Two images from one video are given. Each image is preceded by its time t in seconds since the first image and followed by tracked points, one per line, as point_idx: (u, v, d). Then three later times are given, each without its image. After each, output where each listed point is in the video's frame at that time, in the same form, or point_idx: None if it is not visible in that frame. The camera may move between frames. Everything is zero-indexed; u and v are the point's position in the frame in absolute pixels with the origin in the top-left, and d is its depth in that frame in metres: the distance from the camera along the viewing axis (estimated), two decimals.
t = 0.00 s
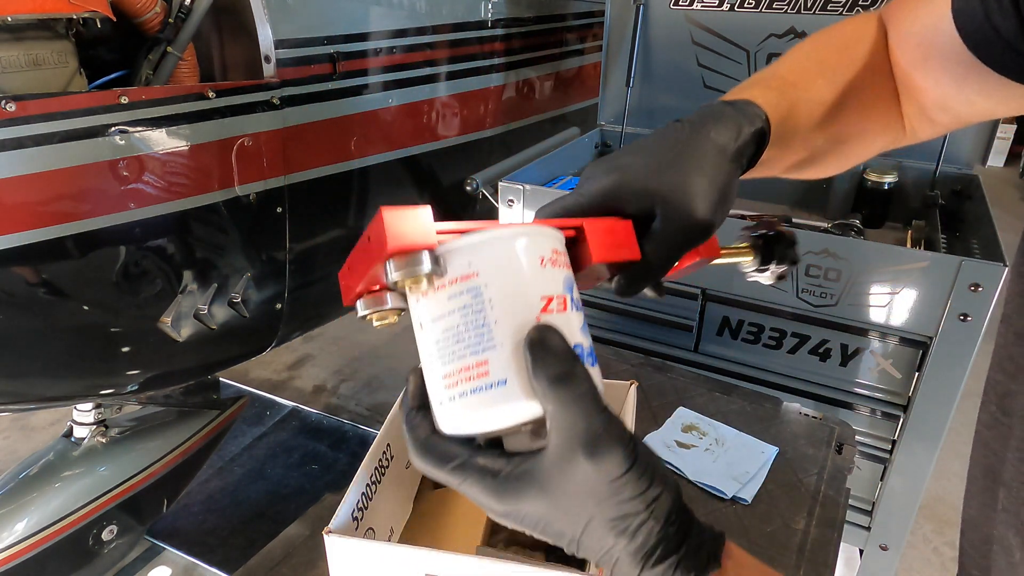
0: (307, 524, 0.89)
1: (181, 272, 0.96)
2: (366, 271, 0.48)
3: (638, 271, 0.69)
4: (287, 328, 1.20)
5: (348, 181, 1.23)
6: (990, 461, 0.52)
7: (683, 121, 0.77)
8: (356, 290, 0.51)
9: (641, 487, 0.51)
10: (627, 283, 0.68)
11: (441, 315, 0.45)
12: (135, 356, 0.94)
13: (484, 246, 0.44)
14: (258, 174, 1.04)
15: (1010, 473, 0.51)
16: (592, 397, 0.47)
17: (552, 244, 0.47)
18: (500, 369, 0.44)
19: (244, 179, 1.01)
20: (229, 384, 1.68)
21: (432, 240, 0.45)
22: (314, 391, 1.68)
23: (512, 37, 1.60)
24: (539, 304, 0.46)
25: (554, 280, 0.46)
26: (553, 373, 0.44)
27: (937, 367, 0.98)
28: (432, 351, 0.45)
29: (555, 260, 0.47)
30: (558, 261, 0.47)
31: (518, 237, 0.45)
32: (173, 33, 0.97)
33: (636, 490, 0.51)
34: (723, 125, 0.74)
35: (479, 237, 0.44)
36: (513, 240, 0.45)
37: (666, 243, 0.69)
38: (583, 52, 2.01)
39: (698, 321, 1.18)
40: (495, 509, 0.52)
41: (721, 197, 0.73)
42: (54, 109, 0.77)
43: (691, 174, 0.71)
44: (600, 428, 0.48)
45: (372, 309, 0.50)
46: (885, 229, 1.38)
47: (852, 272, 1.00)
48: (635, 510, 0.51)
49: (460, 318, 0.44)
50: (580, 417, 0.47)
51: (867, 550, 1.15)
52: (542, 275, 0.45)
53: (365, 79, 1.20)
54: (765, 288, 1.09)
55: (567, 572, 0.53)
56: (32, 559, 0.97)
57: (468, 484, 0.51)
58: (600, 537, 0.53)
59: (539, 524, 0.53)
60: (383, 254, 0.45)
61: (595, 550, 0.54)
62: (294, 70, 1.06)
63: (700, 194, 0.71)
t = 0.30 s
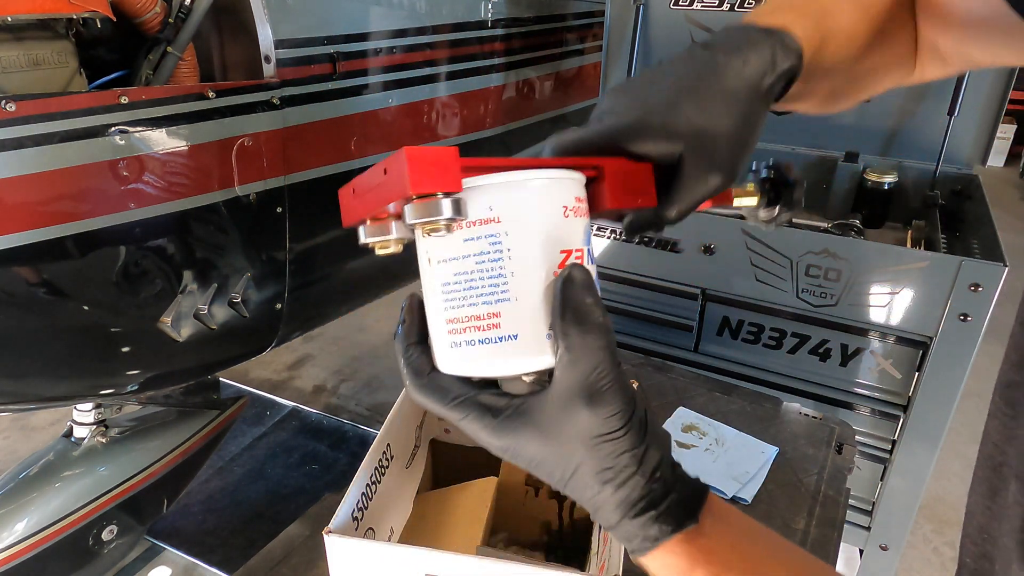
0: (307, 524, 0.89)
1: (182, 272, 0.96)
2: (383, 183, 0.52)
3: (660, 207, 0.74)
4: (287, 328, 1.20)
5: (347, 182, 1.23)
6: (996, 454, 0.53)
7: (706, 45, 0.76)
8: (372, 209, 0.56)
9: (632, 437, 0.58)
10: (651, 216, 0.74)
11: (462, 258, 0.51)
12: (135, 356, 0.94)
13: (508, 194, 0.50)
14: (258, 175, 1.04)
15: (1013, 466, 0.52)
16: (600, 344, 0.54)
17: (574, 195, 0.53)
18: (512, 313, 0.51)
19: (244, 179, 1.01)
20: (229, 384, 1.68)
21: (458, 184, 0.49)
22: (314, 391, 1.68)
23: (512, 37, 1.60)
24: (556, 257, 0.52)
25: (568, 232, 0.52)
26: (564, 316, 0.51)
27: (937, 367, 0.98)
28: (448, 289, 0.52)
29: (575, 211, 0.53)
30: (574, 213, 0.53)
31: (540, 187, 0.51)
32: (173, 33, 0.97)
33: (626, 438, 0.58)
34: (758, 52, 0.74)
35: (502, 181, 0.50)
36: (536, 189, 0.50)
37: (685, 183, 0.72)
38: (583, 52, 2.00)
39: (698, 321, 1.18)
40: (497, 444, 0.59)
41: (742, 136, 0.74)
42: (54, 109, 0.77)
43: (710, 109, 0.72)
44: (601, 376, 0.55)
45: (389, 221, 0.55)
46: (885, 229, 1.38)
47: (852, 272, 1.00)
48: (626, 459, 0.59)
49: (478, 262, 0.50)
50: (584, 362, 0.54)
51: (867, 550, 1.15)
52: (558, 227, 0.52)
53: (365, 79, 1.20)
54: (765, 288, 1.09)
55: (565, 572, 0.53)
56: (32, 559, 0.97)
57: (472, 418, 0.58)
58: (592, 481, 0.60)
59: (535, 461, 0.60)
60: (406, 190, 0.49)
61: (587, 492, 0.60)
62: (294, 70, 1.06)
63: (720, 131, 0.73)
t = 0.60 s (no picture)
0: (307, 524, 0.89)
1: (181, 272, 0.96)
2: (370, 143, 0.45)
3: (684, 120, 0.73)
4: (287, 327, 1.20)
5: (348, 182, 1.23)
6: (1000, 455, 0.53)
7: None
8: (354, 157, 0.47)
9: (620, 384, 0.55)
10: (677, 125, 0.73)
11: (452, 213, 0.46)
12: (135, 357, 0.94)
13: (500, 149, 0.45)
14: (258, 174, 1.04)
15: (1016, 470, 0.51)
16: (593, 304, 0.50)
17: (574, 143, 0.48)
18: (503, 275, 0.48)
19: (244, 179, 1.01)
20: (229, 384, 1.68)
21: (454, 152, 0.44)
22: (314, 391, 1.68)
23: (513, 37, 1.59)
24: (550, 215, 0.48)
25: (568, 184, 0.48)
26: (559, 279, 0.48)
27: (937, 367, 0.98)
28: (441, 247, 0.48)
29: (574, 161, 0.48)
30: (576, 164, 0.48)
31: (535, 138, 0.45)
32: (173, 32, 0.97)
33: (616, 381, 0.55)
34: None
35: (496, 137, 0.44)
36: (532, 141, 0.45)
37: (709, 93, 0.70)
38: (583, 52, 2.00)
39: (698, 321, 1.18)
40: (488, 380, 0.58)
41: (774, 32, 0.71)
42: (54, 109, 0.77)
43: (723, 11, 0.72)
44: (590, 331, 0.51)
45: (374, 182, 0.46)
46: (885, 229, 1.38)
47: (852, 272, 1.00)
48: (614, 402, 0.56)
49: (472, 221, 0.46)
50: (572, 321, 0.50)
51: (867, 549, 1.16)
52: (558, 181, 0.47)
53: (365, 79, 1.20)
54: (766, 288, 1.09)
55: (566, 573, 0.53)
56: (32, 559, 0.97)
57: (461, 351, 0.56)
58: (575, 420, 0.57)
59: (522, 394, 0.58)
60: (397, 164, 0.43)
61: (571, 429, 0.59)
62: (294, 70, 1.06)
63: (747, 29, 0.71)
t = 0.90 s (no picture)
0: (307, 524, 0.89)
1: (181, 272, 0.96)
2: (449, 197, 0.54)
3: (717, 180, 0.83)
4: (287, 328, 1.20)
5: (348, 182, 1.23)
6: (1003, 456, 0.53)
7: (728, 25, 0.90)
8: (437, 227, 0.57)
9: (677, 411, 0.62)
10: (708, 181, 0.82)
11: (527, 249, 0.52)
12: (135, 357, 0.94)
13: (565, 187, 0.52)
14: (259, 174, 1.04)
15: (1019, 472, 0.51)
16: (666, 310, 0.58)
17: (620, 180, 0.56)
18: (578, 300, 0.55)
19: (244, 179, 1.01)
20: (228, 384, 1.68)
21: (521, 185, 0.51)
22: (314, 391, 1.68)
23: (512, 37, 1.60)
24: (613, 240, 0.55)
25: (622, 215, 0.56)
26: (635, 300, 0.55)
27: (937, 367, 0.98)
28: (517, 285, 0.54)
29: (622, 195, 0.56)
30: (625, 198, 0.56)
31: (588, 177, 0.53)
32: (173, 33, 0.97)
33: (669, 409, 0.61)
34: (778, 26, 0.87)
35: (556, 177, 0.52)
36: (589, 181, 0.53)
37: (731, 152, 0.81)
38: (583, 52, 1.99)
39: (698, 321, 1.18)
40: (538, 409, 0.62)
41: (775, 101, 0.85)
42: (54, 109, 0.77)
43: (732, 76, 0.84)
44: (656, 332, 0.58)
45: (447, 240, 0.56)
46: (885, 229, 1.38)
47: (852, 272, 1.00)
48: (667, 432, 0.61)
49: (543, 257, 0.52)
50: (645, 336, 0.57)
51: (867, 550, 1.16)
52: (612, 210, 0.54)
53: (365, 79, 1.20)
54: (765, 288, 1.09)
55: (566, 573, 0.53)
56: (32, 559, 0.97)
57: (514, 381, 0.61)
58: (622, 447, 0.61)
59: (569, 424, 0.62)
60: (472, 196, 0.50)
61: (616, 462, 0.62)
62: (294, 70, 1.06)
63: (754, 97, 0.83)
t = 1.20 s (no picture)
0: (307, 524, 0.89)
1: (181, 272, 0.96)
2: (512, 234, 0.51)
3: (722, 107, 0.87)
4: (287, 327, 1.20)
5: (348, 182, 1.23)
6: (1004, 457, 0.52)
7: None
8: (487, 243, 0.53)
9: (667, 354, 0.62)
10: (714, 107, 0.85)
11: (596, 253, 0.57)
12: (135, 356, 0.95)
13: (627, 191, 0.56)
14: (259, 174, 1.04)
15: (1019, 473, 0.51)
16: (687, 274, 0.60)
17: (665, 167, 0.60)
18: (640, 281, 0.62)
19: (244, 179, 1.01)
20: (229, 384, 1.68)
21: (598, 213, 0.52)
22: (314, 391, 1.68)
23: (512, 37, 1.59)
24: (664, 222, 0.60)
25: (669, 199, 0.61)
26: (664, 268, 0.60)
27: (937, 367, 0.98)
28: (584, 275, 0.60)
29: (667, 180, 0.60)
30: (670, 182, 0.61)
31: (644, 173, 0.57)
32: (173, 33, 0.97)
33: (660, 347, 0.61)
34: None
35: (620, 183, 0.55)
36: (643, 174, 0.57)
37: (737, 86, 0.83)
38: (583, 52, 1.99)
39: (699, 321, 1.18)
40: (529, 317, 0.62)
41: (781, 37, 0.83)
42: (54, 109, 0.77)
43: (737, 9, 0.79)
44: (664, 274, 0.60)
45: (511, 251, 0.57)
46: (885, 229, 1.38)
47: (852, 272, 1.00)
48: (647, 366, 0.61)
49: (605, 258, 0.58)
50: (660, 278, 0.60)
51: (867, 550, 1.16)
52: (662, 199, 0.59)
53: (365, 79, 1.20)
54: (766, 288, 1.09)
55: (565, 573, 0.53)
56: (32, 559, 0.97)
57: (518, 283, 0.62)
58: (599, 372, 0.61)
59: (549, 340, 0.62)
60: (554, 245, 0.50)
61: (585, 384, 0.61)
62: (294, 70, 1.06)
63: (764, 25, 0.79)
